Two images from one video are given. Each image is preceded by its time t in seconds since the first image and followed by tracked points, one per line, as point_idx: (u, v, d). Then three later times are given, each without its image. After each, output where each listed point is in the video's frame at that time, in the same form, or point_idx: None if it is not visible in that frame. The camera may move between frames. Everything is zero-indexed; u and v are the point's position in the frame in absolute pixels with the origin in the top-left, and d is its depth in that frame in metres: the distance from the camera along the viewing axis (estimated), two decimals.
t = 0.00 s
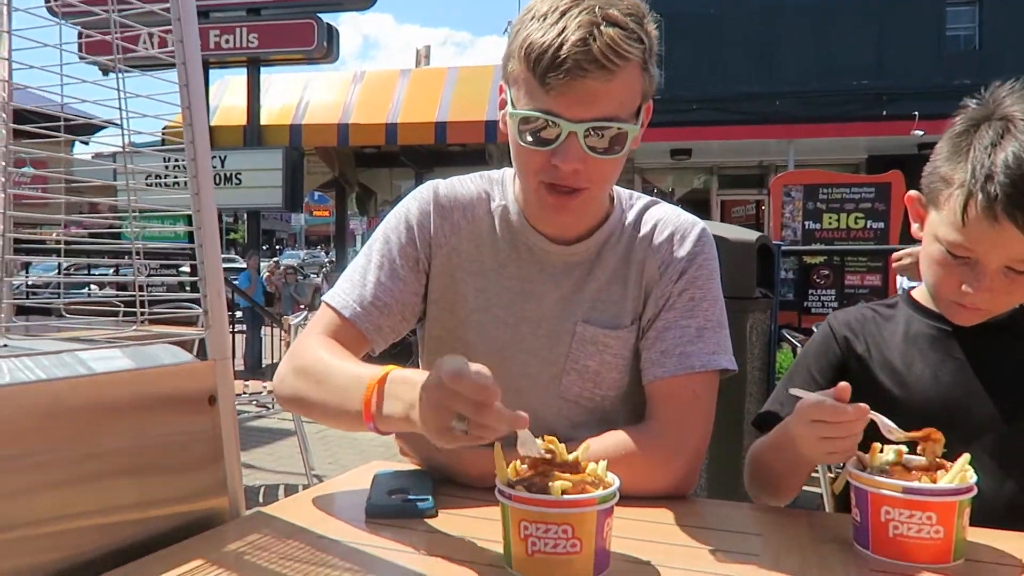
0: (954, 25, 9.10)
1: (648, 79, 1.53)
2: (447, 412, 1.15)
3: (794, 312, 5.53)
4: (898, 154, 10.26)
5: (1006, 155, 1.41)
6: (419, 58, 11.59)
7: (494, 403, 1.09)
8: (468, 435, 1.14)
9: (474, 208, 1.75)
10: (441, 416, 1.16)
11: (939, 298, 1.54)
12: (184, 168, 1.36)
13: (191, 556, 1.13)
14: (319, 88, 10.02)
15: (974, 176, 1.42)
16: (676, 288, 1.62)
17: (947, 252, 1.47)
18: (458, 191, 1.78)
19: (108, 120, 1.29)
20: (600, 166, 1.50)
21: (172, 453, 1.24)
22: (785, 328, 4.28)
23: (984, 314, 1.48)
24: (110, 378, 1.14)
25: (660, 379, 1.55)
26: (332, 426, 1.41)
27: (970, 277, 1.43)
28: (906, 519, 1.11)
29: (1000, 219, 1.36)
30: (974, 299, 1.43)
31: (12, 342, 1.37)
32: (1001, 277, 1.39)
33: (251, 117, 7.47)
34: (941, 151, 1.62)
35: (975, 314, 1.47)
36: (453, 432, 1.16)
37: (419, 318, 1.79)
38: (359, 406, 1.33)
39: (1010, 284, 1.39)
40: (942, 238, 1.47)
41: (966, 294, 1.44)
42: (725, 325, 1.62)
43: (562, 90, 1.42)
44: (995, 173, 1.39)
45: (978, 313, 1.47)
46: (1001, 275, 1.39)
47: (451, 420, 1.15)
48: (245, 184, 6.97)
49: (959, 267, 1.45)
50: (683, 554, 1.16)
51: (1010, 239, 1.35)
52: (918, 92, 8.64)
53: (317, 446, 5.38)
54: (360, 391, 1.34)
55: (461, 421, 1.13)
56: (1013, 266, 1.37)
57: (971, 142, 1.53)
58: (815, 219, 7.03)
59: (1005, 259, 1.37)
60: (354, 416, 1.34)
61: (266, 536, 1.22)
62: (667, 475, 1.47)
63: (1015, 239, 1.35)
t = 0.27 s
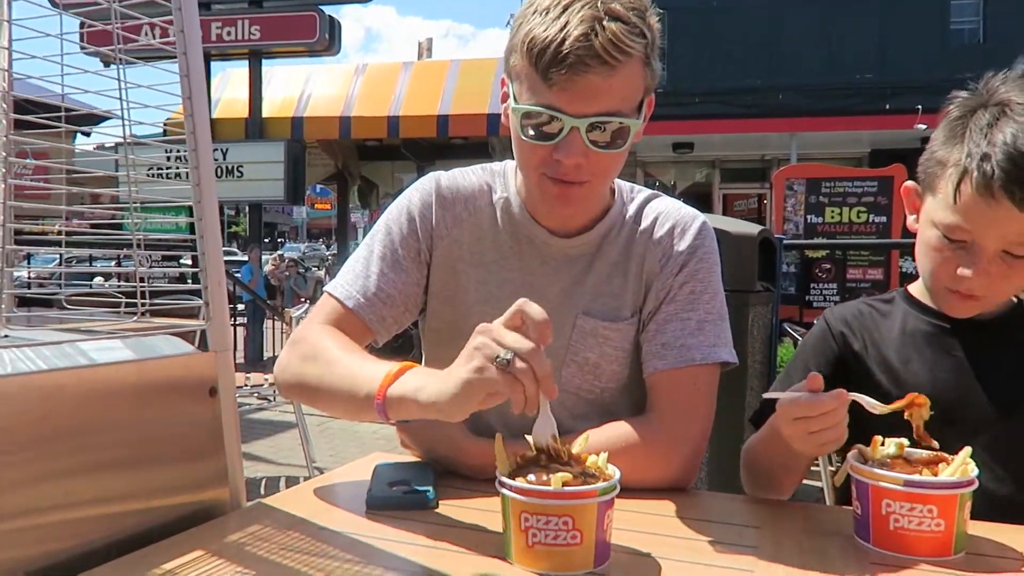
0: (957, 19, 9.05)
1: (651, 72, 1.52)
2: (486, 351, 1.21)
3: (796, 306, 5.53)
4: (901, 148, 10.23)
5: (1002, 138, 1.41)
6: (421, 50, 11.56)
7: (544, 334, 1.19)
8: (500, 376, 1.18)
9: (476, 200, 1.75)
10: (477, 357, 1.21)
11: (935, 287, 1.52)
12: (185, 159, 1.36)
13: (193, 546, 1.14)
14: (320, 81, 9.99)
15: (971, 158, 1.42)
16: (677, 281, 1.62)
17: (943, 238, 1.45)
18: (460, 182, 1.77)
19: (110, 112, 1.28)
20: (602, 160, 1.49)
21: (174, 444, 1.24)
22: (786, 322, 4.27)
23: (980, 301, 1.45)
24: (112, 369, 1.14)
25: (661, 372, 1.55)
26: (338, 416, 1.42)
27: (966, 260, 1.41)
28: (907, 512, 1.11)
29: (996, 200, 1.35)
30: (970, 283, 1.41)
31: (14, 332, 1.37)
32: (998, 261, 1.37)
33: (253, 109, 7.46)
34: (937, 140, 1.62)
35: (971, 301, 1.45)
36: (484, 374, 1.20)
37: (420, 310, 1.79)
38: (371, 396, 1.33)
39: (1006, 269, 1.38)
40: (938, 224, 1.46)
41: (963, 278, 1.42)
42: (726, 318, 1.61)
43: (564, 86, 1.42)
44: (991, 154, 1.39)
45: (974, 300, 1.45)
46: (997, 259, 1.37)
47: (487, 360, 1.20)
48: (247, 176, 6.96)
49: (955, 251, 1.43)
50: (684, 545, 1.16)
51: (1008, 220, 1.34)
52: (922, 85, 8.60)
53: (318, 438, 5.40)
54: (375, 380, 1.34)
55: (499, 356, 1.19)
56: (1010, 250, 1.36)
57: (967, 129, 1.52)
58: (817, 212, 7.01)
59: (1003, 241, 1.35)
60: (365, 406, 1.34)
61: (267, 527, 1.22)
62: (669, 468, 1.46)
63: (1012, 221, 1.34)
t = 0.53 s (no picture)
0: (961, 12, 8.85)
1: (658, 68, 1.52)
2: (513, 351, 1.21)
3: (797, 300, 5.53)
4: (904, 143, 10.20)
5: (991, 137, 1.38)
6: (422, 43, 11.52)
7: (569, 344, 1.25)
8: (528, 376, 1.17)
9: (480, 192, 1.74)
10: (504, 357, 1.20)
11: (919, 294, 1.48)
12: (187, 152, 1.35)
13: (195, 538, 1.14)
14: (322, 73, 9.97)
15: (958, 158, 1.39)
16: (679, 275, 1.62)
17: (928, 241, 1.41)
18: (464, 174, 1.77)
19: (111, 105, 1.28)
20: (609, 155, 1.49)
21: (175, 436, 1.24)
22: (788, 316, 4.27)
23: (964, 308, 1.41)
24: (115, 360, 1.14)
25: (662, 365, 1.55)
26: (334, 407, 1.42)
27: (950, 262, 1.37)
28: (908, 505, 1.11)
29: (984, 196, 1.32)
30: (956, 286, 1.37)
31: (16, 325, 1.37)
32: (983, 264, 1.33)
33: (255, 102, 7.44)
34: (924, 145, 1.59)
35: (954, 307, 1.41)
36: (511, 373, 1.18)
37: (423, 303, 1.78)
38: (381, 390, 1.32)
39: (991, 273, 1.33)
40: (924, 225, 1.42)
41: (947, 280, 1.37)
42: (728, 312, 1.61)
43: (572, 80, 1.41)
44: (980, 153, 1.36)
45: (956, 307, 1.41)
46: (983, 262, 1.33)
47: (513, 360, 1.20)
48: (248, 169, 6.95)
49: (938, 253, 1.39)
50: (685, 538, 1.17)
51: (994, 220, 1.30)
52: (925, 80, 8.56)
53: (320, 431, 5.40)
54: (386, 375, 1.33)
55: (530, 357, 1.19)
56: (996, 252, 1.31)
57: (955, 130, 1.50)
58: (819, 207, 7.00)
59: (989, 241, 1.31)
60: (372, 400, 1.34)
61: (269, 519, 1.22)
62: (670, 461, 1.46)
63: (999, 220, 1.30)
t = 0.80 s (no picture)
0: (961, 9, 8.71)
1: (663, 63, 1.51)
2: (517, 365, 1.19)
3: (795, 297, 5.54)
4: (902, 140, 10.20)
5: (976, 160, 1.32)
6: (421, 37, 11.49)
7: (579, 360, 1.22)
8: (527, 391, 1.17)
9: (482, 185, 1.74)
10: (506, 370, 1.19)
11: (899, 325, 1.41)
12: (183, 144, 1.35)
13: (192, 531, 1.14)
14: (320, 67, 9.93)
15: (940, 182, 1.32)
16: (678, 270, 1.62)
17: (912, 267, 1.35)
18: (465, 166, 1.76)
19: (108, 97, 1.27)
20: (611, 151, 1.49)
21: (172, 429, 1.24)
22: (785, 312, 4.27)
23: (946, 342, 1.34)
24: (110, 353, 1.14)
25: (659, 361, 1.55)
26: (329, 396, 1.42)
27: (933, 291, 1.30)
28: (903, 500, 1.11)
29: (966, 220, 1.26)
30: (940, 313, 1.30)
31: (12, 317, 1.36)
32: (968, 291, 1.27)
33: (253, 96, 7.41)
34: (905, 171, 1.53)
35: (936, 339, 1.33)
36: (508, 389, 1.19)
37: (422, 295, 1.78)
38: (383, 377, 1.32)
39: (973, 302, 1.27)
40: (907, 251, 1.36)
41: (930, 308, 1.30)
42: (726, 307, 1.61)
43: (577, 74, 1.40)
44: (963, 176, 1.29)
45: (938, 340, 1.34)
46: (967, 290, 1.27)
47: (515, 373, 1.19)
48: (245, 163, 6.93)
49: (920, 279, 1.32)
50: (682, 533, 1.17)
51: (979, 244, 1.24)
52: (924, 77, 8.56)
53: (317, 425, 5.41)
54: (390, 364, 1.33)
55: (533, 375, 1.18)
56: (982, 279, 1.25)
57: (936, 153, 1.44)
58: (817, 203, 6.99)
59: (973, 267, 1.25)
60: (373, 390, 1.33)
61: (265, 512, 1.22)
62: (667, 456, 1.46)
63: (984, 245, 1.24)
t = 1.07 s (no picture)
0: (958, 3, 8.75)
1: (655, 54, 1.52)
2: (467, 387, 1.12)
3: (792, 292, 5.54)
4: (899, 135, 10.21)
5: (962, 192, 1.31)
6: (418, 32, 11.46)
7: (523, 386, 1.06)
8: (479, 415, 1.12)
9: (479, 176, 1.74)
10: (455, 394, 1.13)
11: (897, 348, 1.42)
12: (180, 139, 1.34)
13: (188, 524, 1.14)
14: (316, 62, 9.90)
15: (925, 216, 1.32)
16: (673, 264, 1.62)
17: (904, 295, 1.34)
18: (463, 158, 1.76)
19: (103, 90, 1.27)
20: (604, 138, 1.48)
21: (167, 423, 1.24)
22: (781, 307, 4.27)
23: (941, 365, 1.33)
24: (106, 346, 1.14)
25: (655, 355, 1.55)
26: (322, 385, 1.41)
27: (925, 320, 1.30)
28: (900, 494, 1.12)
29: (950, 251, 1.25)
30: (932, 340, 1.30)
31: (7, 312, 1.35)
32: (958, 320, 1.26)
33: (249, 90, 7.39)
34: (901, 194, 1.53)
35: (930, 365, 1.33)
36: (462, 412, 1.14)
37: (419, 283, 1.78)
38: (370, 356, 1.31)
39: (965, 328, 1.27)
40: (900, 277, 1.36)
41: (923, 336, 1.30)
42: (721, 302, 1.61)
43: (569, 62, 1.40)
44: (947, 210, 1.29)
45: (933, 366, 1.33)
46: (957, 318, 1.27)
47: (465, 396, 1.13)
48: (242, 157, 6.91)
49: (912, 306, 1.33)
50: (678, 526, 1.17)
51: (965, 276, 1.24)
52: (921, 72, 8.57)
53: (314, 420, 5.40)
54: (374, 349, 1.32)
55: (481, 400, 1.11)
56: (971, 307, 1.25)
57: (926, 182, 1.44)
58: (814, 198, 6.99)
59: (961, 297, 1.25)
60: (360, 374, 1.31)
61: (262, 506, 1.22)
62: (664, 449, 1.46)
63: (971, 276, 1.23)
